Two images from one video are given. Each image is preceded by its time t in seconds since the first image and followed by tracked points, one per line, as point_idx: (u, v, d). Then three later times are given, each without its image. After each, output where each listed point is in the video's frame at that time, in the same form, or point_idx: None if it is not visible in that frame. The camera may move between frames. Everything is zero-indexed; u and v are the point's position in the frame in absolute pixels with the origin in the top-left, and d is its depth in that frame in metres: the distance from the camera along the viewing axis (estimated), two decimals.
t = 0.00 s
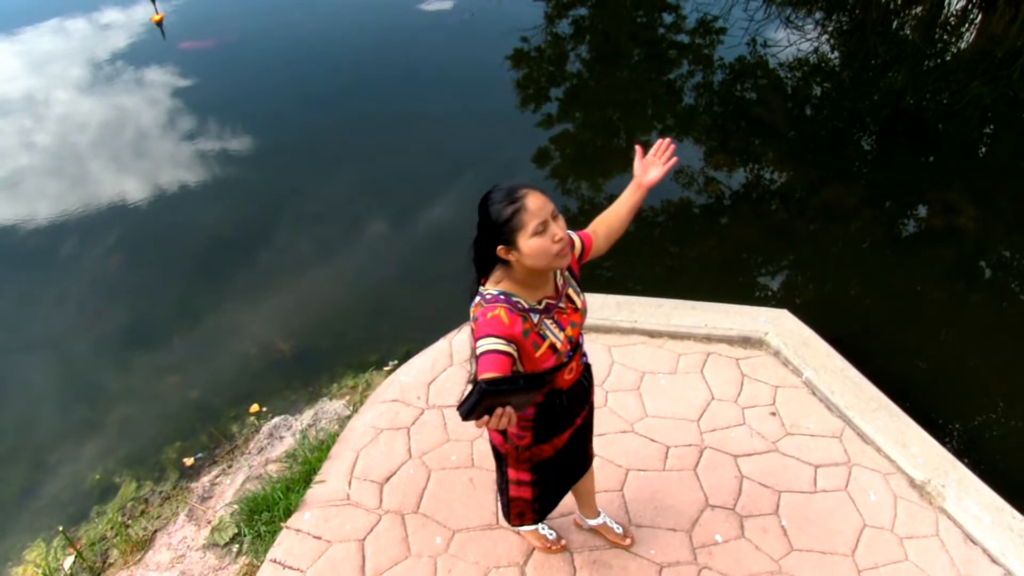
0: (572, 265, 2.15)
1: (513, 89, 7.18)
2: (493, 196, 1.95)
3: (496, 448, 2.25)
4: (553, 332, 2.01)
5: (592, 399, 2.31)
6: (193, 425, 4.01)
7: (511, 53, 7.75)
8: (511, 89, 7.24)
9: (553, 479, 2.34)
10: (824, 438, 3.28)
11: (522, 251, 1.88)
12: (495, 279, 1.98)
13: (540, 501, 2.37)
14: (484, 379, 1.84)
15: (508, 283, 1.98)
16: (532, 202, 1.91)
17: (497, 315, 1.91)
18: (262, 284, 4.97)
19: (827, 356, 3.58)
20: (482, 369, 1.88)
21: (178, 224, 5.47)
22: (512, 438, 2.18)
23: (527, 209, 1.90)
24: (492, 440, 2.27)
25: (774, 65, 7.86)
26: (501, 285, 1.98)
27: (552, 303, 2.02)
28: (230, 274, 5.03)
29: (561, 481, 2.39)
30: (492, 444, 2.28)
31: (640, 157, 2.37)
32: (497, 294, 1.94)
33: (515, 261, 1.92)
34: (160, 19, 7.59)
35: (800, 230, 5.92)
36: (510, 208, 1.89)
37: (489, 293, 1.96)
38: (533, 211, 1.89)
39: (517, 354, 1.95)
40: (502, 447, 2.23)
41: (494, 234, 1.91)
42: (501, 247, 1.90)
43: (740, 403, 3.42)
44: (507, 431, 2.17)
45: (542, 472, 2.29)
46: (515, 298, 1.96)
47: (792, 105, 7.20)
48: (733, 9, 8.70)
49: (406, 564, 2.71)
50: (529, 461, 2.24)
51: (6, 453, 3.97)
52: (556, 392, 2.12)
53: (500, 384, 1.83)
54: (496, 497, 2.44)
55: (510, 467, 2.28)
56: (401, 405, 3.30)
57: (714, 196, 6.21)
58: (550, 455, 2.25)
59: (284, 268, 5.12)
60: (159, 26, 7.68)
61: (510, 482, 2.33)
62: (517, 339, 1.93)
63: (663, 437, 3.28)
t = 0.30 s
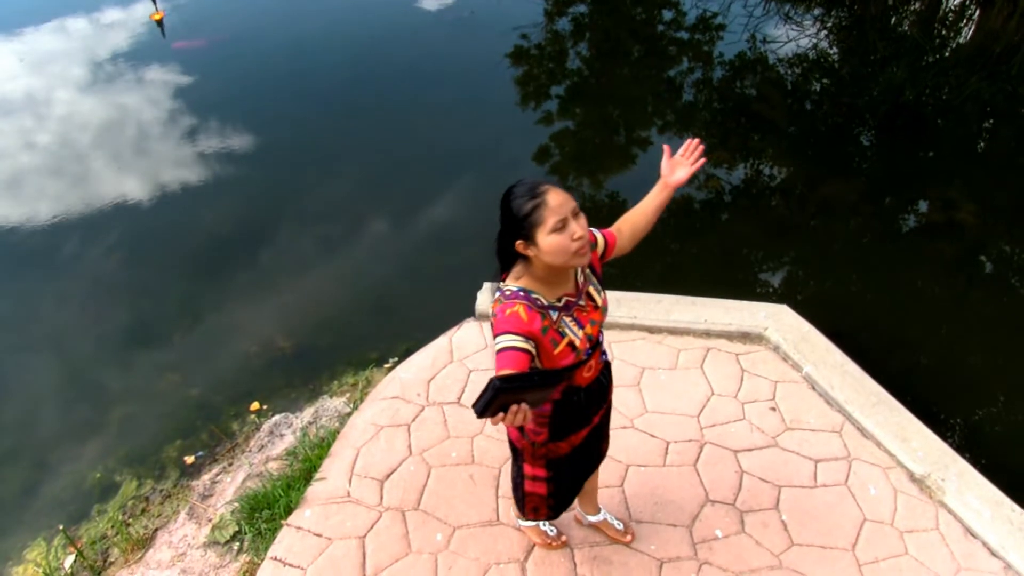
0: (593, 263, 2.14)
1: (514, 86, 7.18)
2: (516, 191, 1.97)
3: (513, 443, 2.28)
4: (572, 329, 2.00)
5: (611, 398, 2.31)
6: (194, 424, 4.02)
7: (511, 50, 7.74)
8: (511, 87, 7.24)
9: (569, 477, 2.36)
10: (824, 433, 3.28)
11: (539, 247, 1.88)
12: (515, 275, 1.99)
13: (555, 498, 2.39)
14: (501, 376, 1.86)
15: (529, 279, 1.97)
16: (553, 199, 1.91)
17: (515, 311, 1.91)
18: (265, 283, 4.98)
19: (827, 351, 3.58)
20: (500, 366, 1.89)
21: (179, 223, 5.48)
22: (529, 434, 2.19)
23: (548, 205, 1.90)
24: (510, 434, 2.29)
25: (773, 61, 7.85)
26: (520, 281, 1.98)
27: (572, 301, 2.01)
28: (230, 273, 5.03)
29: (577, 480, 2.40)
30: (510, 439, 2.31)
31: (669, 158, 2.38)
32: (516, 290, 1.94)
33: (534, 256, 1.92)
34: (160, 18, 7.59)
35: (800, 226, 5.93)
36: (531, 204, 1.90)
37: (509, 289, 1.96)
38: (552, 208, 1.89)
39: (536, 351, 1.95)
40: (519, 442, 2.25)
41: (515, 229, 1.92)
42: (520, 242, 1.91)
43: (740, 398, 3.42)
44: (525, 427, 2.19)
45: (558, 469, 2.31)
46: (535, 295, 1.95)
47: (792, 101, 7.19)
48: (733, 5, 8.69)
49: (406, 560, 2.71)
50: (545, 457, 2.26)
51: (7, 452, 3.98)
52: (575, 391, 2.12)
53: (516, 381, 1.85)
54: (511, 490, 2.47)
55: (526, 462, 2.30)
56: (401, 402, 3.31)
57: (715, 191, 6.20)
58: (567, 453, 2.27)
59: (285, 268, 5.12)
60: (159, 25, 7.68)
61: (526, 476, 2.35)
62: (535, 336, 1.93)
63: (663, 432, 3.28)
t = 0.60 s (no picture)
0: (610, 258, 2.15)
1: (512, 86, 7.18)
2: (532, 188, 1.95)
3: (527, 437, 2.27)
4: (587, 325, 2.01)
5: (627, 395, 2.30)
6: (192, 424, 4.02)
7: (509, 50, 7.74)
8: (509, 86, 7.24)
9: (583, 473, 2.34)
10: (821, 429, 3.28)
11: (562, 243, 1.87)
12: (531, 270, 1.97)
13: (568, 495, 2.37)
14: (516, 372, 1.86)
15: (546, 275, 1.96)
16: (572, 195, 1.91)
17: (531, 306, 1.91)
18: (263, 284, 4.98)
19: (824, 347, 3.58)
20: (515, 361, 1.90)
21: (178, 225, 5.48)
22: (543, 429, 2.18)
23: (569, 201, 1.89)
24: (525, 429, 2.28)
25: (771, 59, 7.85)
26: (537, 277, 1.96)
27: (588, 296, 2.01)
28: (229, 274, 5.03)
29: (592, 477, 2.38)
30: (524, 434, 2.30)
31: (688, 155, 2.38)
32: (533, 285, 1.94)
33: (554, 253, 1.90)
34: (157, 20, 7.58)
35: (799, 223, 5.94)
36: (551, 200, 1.89)
37: (525, 284, 1.96)
38: (574, 204, 1.89)
39: (551, 346, 1.95)
40: (533, 436, 2.24)
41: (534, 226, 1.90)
42: (541, 238, 1.89)
43: (737, 394, 3.42)
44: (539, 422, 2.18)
45: (572, 465, 2.30)
46: (551, 289, 1.95)
47: (789, 99, 7.20)
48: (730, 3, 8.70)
49: (404, 559, 2.71)
50: (559, 453, 2.25)
51: (6, 454, 3.98)
52: (590, 386, 2.11)
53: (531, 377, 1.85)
54: (523, 485, 2.46)
55: (539, 457, 2.29)
56: (399, 401, 3.31)
57: (713, 190, 6.20)
58: (581, 449, 2.25)
59: (284, 268, 5.12)
60: (156, 27, 7.67)
61: (539, 472, 2.34)
62: (551, 331, 1.93)
63: (661, 429, 3.28)
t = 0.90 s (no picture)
0: (625, 252, 2.16)
1: (507, 86, 7.17)
2: (547, 183, 1.95)
3: (541, 431, 2.27)
4: (602, 317, 2.01)
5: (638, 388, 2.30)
6: (188, 424, 4.01)
7: (504, 50, 7.73)
8: (504, 86, 7.24)
9: (597, 467, 2.34)
10: (816, 425, 3.28)
11: (581, 236, 1.88)
12: (547, 264, 1.97)
13: (583, 489, 2.38)
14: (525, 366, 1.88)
15: (561, 268, 1.96)
16: (588, 188, 1.92)
17: (547, 299, 1.91)
18: (260, 285, 4.98)
19: (819, 344, 3.59)
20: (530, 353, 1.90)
21: (173, 227, 5.48)
22: (557, 422, 2.19)
23: (586, 194, 1.90)
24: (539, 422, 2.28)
25: (766, 59, 7.88)
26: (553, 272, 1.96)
27: (603, 289, 2.02)
28: (225, 275, 5.04)
29: (606, 471, 2.39)
30: (537, 427, 2.30)
31: (699, 152, 2.40)
32: (548, 278, 1.95)
33: (572, 247, 1.91)
34: (152, 21, 7.57)
35: (794, 222, 5.96)
36: (569, 195, 1.89)
37: (540, 277, 1.96)
38: (591, 197, 1.90)
39: (566, 339, 1.95)
40: (547, 430, 2.25)
41: (552, 222, 1.90)
42: (560, 233, 1.90)
43: (732, 392, 3.42)
44: (553, 415, 2.18)
45: (586, 458, 2.30)
46: (566, 282, 1.95)
47: (784, 98, 7.21)
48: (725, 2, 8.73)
49: (400, 558, 2.71)
50: (573, 446, 2.25)
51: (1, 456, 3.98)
52: (602, 379, 2.11)
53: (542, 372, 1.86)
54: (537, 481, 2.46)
55: (554, 451, 2.29)
56: (394, 400, 3.31)
57: (710, 188, 6.27)
58: (595, 441, 2.26)
59: (280, 270, 5.12)
60: (151, 28, 7.65)
61: (554, 466, 2.34)
62: (566, 323, 1.93)
63: (657, 427, 3.28)
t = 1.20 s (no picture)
0: (629, 250, 2.19)
1: (502, 91, 7.20)
2: (556, 180, 1.97)
3: (552, 431, 2.32)
4: (608, 315, 2.03)
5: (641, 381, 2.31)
6: (182, 427, 4.01)
7: (499, 55, 7.76)
8: (499, 91, 7.26)
9: (614, 460, 2.37)
10: (810, 427, 3.30)
11: (583, 235, 1.90)
12: (554, 261, 2.00)
13: (605, 484, 2.42)
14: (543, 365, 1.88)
15: (568, 265, 1.98)
16: (594, 187, 1.93)
17: (556, 297, 1.93)
18: (255, 289, 4.99)
19: (812, 346, 3.61)
20: (540, 351, 1.90)
21: (169, 231, 5.48)
22: (564, 421, 2.23)
23: (590, 193, 1.91)
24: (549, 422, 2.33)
25: (759, 63, 7.90)
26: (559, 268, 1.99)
27: (609, 287, 2.03)
28: (220, 278, 5.04)
29: (619, 465, 2.40)
30: (549, 427, 2.35)
31: (701, 153, 2.42)
32: (556, 276, 1.96)
33: (575, 244, 1.93)
34: (147, 24, 7.58)
35: (788, 227, 5.99)
36: (573, 193, 1.91)
37: (548, 275, 1.98)
38: (596, 196, 1.91)
39: (575, 336, 1.96)
40: (557, 429, 2.29)
41: (557, 218, 1.93)
42: (563, 230, 1.92)
43: (726, 394, 3.44)
44: (558, 415, 2.23)
45: (600, 454, 2.33)
46: (573, 280, 1.96)
47: (778, 102, 7.24)
48: (719, 7, 8.78)
49: (394, 559, 2.71)
50: (583, 443, 2.29)
51: None
52: (607, 376, 2.13)
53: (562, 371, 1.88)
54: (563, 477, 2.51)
55: (567, 449, 2.34)
56: (389, 402, 3.31)
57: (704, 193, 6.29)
58: (605, 437, 2.28)
59: (275, 275, 5.13)
60: (146, 32, 7.66)
61: (569, 463, 2.39)
62: (575, 321, 1.94)
63: (651, 429, 3.30)
